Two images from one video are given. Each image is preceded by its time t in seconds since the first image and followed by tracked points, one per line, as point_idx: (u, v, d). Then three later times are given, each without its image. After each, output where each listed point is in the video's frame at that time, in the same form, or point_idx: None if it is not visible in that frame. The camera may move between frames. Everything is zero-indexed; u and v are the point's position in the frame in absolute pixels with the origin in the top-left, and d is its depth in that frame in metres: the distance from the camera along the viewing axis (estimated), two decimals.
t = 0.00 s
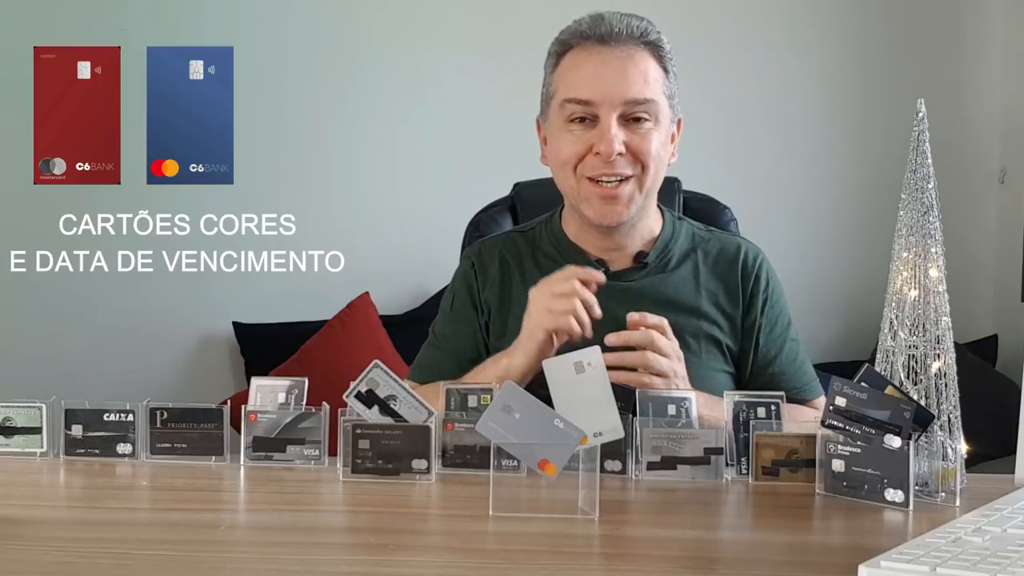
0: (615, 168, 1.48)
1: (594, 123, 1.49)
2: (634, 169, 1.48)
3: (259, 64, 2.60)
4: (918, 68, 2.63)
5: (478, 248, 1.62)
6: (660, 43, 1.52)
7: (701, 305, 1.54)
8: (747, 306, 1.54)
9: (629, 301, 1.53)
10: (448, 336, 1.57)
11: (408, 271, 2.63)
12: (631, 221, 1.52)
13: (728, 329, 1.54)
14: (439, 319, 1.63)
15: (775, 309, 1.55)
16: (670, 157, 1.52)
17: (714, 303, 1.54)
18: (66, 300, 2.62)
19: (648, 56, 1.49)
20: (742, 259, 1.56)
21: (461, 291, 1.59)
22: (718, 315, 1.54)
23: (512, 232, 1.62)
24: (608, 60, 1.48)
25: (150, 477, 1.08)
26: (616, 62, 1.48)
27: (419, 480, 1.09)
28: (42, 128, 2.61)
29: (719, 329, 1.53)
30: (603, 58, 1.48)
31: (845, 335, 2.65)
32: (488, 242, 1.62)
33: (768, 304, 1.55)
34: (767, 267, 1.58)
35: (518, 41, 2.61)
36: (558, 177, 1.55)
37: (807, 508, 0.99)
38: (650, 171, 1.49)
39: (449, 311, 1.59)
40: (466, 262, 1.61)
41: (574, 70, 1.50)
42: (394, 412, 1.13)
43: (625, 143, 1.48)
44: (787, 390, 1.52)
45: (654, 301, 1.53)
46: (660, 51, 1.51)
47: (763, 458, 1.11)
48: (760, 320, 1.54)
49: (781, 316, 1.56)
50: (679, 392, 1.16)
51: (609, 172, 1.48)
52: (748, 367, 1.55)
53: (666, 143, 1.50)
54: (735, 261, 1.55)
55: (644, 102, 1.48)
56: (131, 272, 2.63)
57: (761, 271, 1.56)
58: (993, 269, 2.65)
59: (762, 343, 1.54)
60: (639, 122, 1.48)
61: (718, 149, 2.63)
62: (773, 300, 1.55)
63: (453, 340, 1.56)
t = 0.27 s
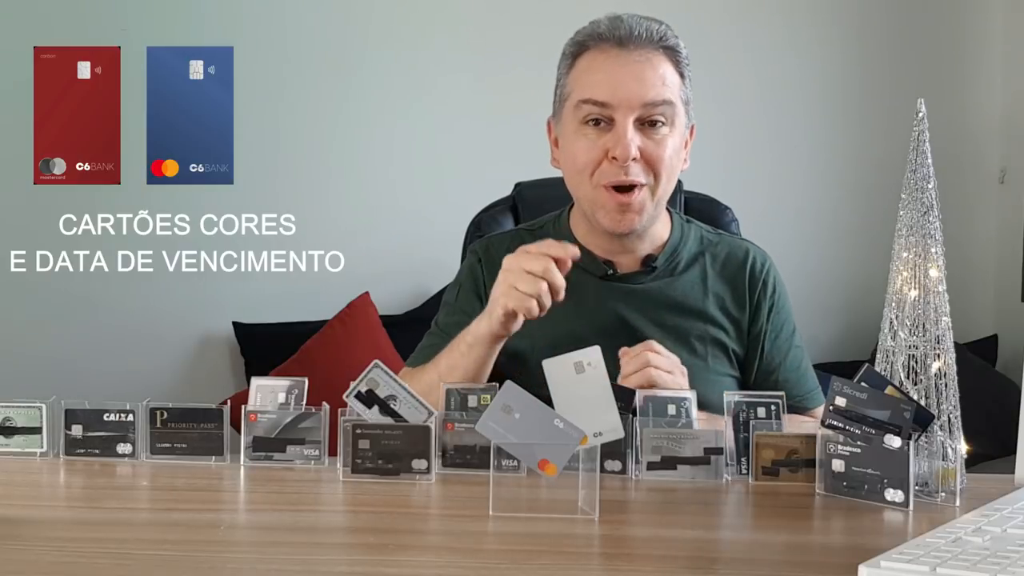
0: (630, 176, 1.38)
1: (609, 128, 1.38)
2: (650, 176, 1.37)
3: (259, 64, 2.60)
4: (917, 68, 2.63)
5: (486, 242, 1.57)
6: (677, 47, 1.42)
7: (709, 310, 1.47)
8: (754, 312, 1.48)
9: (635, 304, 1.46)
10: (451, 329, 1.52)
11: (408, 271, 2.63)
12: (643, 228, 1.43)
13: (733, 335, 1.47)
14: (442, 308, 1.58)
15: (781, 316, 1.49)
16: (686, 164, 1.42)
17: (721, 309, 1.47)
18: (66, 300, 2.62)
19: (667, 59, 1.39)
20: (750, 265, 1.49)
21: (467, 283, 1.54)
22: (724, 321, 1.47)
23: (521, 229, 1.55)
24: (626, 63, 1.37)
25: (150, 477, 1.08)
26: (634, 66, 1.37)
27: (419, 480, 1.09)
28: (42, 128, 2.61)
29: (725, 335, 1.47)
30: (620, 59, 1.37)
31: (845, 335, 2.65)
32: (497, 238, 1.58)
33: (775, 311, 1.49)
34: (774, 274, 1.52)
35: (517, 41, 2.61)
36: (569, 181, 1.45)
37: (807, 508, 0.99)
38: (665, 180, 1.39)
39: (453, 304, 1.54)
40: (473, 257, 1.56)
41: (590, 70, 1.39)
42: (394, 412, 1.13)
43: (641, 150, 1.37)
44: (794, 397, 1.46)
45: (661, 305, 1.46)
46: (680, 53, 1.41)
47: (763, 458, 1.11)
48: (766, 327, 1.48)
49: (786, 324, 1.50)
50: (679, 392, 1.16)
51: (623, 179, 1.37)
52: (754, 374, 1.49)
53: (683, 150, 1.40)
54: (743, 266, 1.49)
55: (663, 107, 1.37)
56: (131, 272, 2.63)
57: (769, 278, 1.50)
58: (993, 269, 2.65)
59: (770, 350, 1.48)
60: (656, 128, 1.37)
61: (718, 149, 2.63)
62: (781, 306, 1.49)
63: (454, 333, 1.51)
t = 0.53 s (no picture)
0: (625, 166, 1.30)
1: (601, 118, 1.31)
2: (647, 165, 1.29)
3: (259, 64, 2.60)
4: (917, 68, 2.63)
5: (486, 246, 1.47)
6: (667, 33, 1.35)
7: (711, 313, 1.40)
8: (756, 316, 1.42)
9: (636, 308, 1.38)
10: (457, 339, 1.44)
11: (408, 271, 2.63)
12: (641, 224, 1.34)
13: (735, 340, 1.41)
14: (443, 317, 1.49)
15: (783, 320, 1.43)
16: (681, 153, 1.34)
17: (722, 313, 1.41)
18: (66, 300, 2.62)
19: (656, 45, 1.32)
20: (752, 266, 1.43)
21: (470, 291, 1.44)
22: (725, 325, 1.40)
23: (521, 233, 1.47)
24: (614, 49, 1.30)
25: (150, 477, 1.08)
26: (624, 52, 1.29)
27: (418, 480, 1.09)
28: (42, 128, 2.61)
29: (727, 340, 1.40)
30: (608, 46, 1.30)
31: (845, 335, 2.65)
32: (497, 240, 1.48)
33: (777, 315, 1.43)
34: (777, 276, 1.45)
35: (517, 40, 2.61)
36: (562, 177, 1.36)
37: (806, 508, 0.99)
38: (662, 169, 1.31)
39: (456, 312, 1.45)
40: (474, 261, 1.46)
41: (577, 59, 1.31)
42: (394, 412, 1.13)
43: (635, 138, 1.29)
44: (794, 401, 1.41)
45: (662, 308, 1.38)
46: (670, 45, 1.34)
47: (763, 458, 1.11)
48: (767, 331, 1.42)
49: (789, 328, 1.44)
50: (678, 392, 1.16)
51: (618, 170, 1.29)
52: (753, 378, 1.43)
53: (677, 139, 1.32)
54: (744, 268, 1.42)
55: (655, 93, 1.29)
56: (131, 272, 2.63)
57: (772, 280, 1.43)
58: (993, 269, 2.65)
59: (771, 354, 1.42)
60: (648, 116, 1.30)
61: (717, 148, 2.63)
62: (783, 308, 1.43)
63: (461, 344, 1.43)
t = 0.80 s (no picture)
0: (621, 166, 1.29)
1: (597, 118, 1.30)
2: (643, 164, 1.29)
3: (259, 64, 2.60)
4: (917, 68, 2.63)
5: (484, 247, 1.47)
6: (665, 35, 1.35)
7: (710, 316, 1.40)
8: (755, 317, 1.42)
9: (636, 312, 1.38)
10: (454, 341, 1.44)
11: (408, 271, 2.63)
12: (638, 225, 1.34)
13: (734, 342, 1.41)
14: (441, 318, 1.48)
15: (782, 322, 1.43)
16: (678, 154, 1.34)
17: (722, 315, 1.41)
18: (66, 300, 2.62)
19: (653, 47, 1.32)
20: (752, 268, 1.43)
21: (468, 295, 1.44)
22: (725, 327, 1.41)
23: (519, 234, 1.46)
24: (611, 51, 1.30)
25: (150, 477, 1.08)
26: (620, 53, 1.29)
27: (418, 480, 1.09)
28: (42, 128, 2.61)
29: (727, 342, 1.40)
30: (605, 48, 1.30)
31: (845, 335, 2.65)
32: (494, 241, 1.47)
33: (776, 317, 1.43)
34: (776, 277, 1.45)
35: (517, 40, 2.61)
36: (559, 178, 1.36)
37: (807, 508, 0.99)
38: (658, 169, 1.30)
39: (454, 317, 1.44)
40: (471, 264, 1.45)
41: (573, 58, 1.31)
42: (394, 412, 1.13)
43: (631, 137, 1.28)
44: (792, 404, 1.41)
45: (661, 311, 1.38)
46: (668, 45, 1.34)
47: (763, 458, 1.11)
48: (767, 333, 1.42)
49: (788, 330, 1.44)
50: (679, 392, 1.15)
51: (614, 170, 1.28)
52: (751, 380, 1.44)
53: (673, 139, 1.32)
54: (744, 269, 1.42)
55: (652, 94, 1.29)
56: (131, 272, 2.63)
57: (771, 281, 1.43)
58: (993, 269, 2.65)
59: (769, 356, 1.42)
60: (644, 117, 1.30)
61: (717, 149, 2.63)
62: (782, 310, 1.43)
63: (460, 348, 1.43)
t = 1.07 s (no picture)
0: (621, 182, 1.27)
1: (597, 133, 1.27)
2: (644, 180, 1.27)
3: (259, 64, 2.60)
4: (917, 68, 2.63)
5: (481, 252, 1.46)
6: (665, 41, 1.30)
7: (711, 319, 1.40)
8: (756, 319, 1.42)
9: (636, 316, 1.38)
10: (452, 347, 1.43)
11: (408, 271, 2.63)
12: (638, 236, 1.33)
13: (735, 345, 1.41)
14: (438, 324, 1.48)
15: (783, 323, 1.43)
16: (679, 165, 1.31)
17: (722, 318, 1.41)
18: (66, 300, 2.62)
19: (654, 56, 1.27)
20: (752, 270, 1.42)
21: (466, 300, 1.44)
22: (725, 330, 1.40)
23: (516, 238, 1.46)
24: (610, 63, 1.25)
25: (150, 477, 1.08)
26: (620, 65, 1.25)
27: (419, 480, 1.09)
28: (42, 128, 2.61)
29: (727, 345, 1.40)
30: (604, 60, 1.25)
31: (845, 335, 2.65)
32: (491, 245, 1.47)
33: (777, 318, 1.43)
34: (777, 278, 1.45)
35: (517, 40, 2.61)
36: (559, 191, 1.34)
37: (806, 508, 0.99)
38: (659, 184, 1.28)
39: (453, 322, 1.44)
40: (469, 269, 1.45)
41: (571, 72, 1.26)
42: (394, 412, 1.13)
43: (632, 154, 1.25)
44: (793, 406, 1.41)
45: (661, 315, 1.38)
46: (668, 54, 1.30)
47: (763, 458, 1.10)
48: (768, 335, 1.42)
49: (789, 331, 1.44)
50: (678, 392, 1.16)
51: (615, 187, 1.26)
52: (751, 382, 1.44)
53: (675, 152, 1.29)
54: (744, 272, 1.42)
55: (653, 108, 1.25)
56: (131, 272, 2.63)
57: (772, 283, 1.43)
58: (993, 269, 2.65)
59: (769, 358, 1.42)
60: (645, 131, 1.26)
61: (717, 148, 2.63)
62: (783, 311, 1.43)
63: (459, 354, 1.43)
